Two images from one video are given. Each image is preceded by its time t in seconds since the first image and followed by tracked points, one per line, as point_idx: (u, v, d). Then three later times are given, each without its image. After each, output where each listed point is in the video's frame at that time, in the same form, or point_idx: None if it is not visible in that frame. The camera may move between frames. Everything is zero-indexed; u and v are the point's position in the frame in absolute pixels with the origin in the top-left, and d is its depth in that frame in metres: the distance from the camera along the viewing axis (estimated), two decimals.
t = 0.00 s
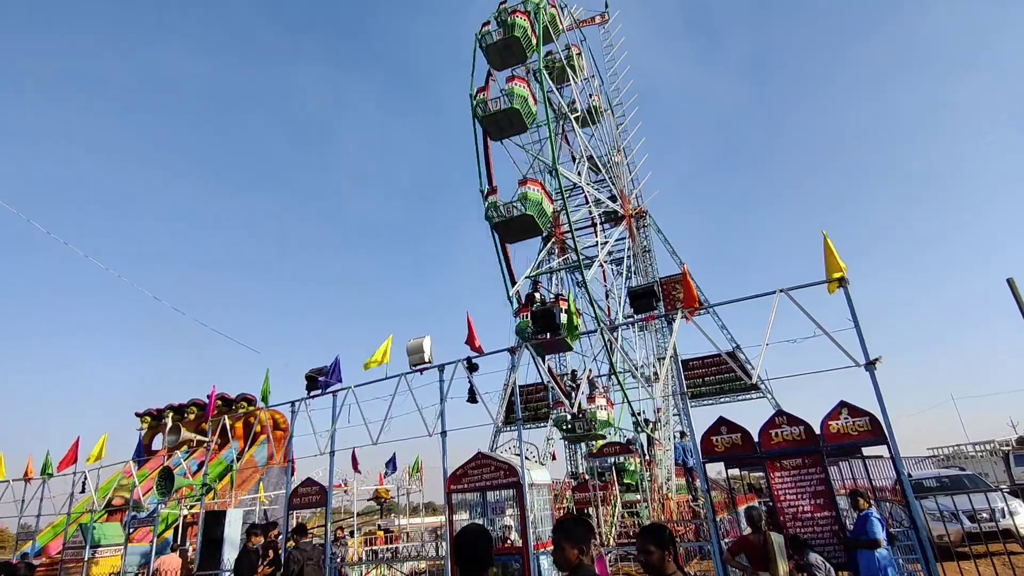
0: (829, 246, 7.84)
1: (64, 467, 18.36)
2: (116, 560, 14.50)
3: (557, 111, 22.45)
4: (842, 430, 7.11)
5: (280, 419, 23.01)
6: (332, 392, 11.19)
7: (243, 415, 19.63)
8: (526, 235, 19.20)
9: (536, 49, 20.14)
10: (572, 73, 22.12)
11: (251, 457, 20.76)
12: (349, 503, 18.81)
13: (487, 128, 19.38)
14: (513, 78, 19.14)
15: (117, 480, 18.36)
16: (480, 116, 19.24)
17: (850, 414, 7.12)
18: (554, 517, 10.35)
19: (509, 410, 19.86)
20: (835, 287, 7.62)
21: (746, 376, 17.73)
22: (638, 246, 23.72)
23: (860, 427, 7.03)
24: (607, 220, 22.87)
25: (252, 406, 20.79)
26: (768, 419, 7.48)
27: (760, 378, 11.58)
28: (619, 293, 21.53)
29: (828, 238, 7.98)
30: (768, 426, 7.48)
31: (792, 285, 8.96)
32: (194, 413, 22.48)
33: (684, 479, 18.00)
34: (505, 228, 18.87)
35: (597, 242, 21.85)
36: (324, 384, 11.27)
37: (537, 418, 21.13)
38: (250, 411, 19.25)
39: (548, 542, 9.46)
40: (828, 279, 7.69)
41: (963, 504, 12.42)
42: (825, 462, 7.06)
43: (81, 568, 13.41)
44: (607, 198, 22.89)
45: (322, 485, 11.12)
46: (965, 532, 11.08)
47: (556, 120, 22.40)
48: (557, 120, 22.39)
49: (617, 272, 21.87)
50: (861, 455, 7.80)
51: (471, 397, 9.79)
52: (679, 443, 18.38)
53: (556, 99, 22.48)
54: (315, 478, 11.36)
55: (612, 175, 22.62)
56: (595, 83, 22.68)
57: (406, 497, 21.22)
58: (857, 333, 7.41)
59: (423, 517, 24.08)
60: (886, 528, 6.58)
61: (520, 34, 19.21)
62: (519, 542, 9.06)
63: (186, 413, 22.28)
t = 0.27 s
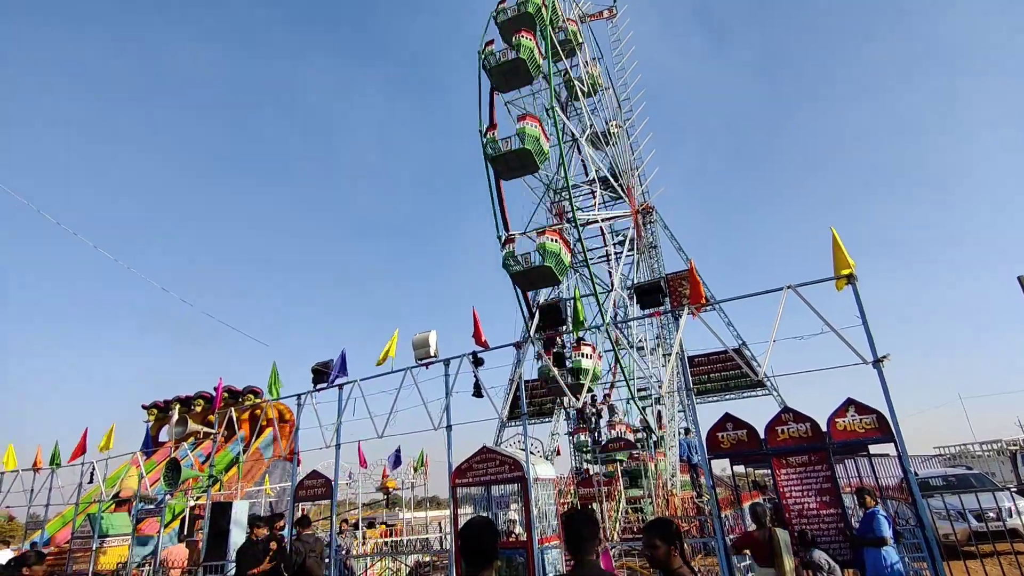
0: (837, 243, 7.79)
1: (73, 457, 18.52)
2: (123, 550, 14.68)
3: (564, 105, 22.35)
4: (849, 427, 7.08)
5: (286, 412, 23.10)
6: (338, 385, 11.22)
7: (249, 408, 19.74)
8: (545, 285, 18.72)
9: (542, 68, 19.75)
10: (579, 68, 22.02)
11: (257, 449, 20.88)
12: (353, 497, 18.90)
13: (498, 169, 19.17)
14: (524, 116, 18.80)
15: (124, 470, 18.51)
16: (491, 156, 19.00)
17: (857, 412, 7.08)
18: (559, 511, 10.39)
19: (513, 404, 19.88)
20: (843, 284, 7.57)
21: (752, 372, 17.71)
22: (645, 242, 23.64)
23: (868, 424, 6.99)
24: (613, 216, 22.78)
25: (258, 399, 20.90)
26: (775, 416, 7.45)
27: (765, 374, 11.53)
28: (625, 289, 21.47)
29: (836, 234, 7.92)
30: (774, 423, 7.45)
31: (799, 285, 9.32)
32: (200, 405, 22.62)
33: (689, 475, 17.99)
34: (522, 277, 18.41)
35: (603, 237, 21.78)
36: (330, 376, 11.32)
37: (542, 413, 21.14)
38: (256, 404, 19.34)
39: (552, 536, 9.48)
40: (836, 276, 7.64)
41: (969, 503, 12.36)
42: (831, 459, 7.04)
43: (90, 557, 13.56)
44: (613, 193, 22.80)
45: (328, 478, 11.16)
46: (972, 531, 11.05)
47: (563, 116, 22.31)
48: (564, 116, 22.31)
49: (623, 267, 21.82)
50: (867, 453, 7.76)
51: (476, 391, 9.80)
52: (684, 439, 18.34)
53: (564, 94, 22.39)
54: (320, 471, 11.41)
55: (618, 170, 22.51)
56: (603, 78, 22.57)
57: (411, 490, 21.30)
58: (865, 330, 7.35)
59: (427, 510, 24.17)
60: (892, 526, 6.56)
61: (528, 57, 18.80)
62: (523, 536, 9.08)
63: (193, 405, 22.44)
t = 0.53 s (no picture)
0: (847, 237, 7.74)
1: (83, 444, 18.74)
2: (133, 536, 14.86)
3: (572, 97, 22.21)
4: (857, 422, 7.05)
5: (293, 402, 23.25)
6: (345, 375, 11.29)
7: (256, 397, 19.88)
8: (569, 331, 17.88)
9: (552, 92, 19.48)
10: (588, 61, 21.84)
11: (264, 438, 21.05)
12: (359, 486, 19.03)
13: (512, 212, 18.96)
14: (540, 160, 18.53)
15: (133, 457, 18.72)
16: (506, 199, 18.83)
17: (865, 407, 7.06)
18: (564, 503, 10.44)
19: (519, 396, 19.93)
20: (852, 278, 7.53)
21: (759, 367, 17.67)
22: (652, 235, 23.55)
23: (875, 420, 6.97)
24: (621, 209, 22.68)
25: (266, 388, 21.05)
26: (782, 410, 7.43)
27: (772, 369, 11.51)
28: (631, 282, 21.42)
29: (846, 228, 7.87)
30: (781, 417, 7.43)
31: (807, 279, 9.33)
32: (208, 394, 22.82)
33: (694, 468, 18.00)
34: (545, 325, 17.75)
35: (611, 230, 21.71)
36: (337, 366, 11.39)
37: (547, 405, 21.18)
38: (264, 393, 19.49)
39: (557, 527, 9.53)
40: (846, 270, 7.59)
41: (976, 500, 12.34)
42: (838, 454, 7.02)
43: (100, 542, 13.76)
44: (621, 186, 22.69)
45: (334, 467, 11.24)
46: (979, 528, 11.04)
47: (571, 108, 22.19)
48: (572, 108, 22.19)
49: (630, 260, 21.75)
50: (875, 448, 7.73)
51: (482, 382, 9.82)
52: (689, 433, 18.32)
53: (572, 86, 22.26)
54: (327, 460, 11.49)
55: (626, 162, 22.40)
56: (612, 69, 22.45)
57: (417, 481, 21.44)
58: (875, 325, 7.31)
59: (432, 500, 24.32)
60: (898, 521, 6.54)
61: (538, 87, 18.59)
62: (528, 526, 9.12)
63: (201, 394, 22.64)
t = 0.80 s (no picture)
0: (857, 224, 7.67)
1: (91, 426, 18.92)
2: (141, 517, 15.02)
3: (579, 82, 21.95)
4: (863, 411, 7.04)
5: (299, 386, 23.36)
6: (351, 360, 11.31)
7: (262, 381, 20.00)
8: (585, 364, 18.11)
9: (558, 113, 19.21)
10: (597, 49, 21.66)
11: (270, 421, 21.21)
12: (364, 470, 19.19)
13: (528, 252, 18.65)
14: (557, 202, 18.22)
15: (141, 440, 18.91)
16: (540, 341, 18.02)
17: (871, 396, 7.04)
18: (568, 489, 10.52)
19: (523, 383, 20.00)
20: (861, 267, 7.47)
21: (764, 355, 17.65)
22: (658, 223, 23.44)
23: (881, 409, 6.96)
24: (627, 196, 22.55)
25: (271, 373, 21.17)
26: (787, 398, 7.42)
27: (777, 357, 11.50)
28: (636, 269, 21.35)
29: (856, 215, 7.80)
30: (787, 406, 7.42)
31: (817, 267, 8.56)
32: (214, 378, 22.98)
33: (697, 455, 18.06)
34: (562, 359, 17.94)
35: (617, 217, 21.60)
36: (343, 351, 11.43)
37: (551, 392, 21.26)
38: (268, 377, 19.61)
39: (561, 513, 9.60)
40: (855, 259, 7.54)
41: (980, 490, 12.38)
42: (844, 443, 7.02)
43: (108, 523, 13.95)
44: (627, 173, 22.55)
45: (340, 451, 11.32)
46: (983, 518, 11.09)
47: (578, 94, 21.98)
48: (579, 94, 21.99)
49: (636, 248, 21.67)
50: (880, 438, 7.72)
51: (487, 368, 9.84)
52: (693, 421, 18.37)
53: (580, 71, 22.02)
54: (332, 444, 11.57)
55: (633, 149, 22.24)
56: (620, 55, 22.23)
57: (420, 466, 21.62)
58: (883, 314, 7.27)
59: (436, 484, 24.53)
60: (902, 510, 6.57)
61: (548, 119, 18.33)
62: (532, 511, 9.20)
63: (207, 377, 22.81)
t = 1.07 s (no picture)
0: (863, 206, 7.62)
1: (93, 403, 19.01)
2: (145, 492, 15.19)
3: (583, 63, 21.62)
4: (864, 393, 7.06)
5: (300, 365, 23.43)
6: (353, 340, 11.31)
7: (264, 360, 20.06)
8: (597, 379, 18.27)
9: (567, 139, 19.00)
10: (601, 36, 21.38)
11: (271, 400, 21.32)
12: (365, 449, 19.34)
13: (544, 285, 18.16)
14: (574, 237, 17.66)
15: (143, 417, 19.01)
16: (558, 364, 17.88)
17: (873, 378, 7.05)
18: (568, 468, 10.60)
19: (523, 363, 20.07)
20: (866, 249, 7.44)
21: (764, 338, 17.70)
22: (660, 204, 23.31)
23: (883, 391, 6.98)
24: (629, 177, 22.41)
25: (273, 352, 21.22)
26: (789, 380, 7.43)
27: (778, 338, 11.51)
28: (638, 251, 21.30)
29: (862, 197, 7.74)
30: (788, 387, 7.44)
31: (819, 249, 8.38)
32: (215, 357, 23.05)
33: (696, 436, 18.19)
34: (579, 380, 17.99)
35: (619, 198, 21.48)
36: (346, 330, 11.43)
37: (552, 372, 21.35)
38: (269, 356, 19.66)
39: (561, 492, 9.68)
40: (860, 241, 7.50)
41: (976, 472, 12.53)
42: (844, 425, 7.05)
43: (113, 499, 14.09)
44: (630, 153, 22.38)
45: (342, 429, 11.38)
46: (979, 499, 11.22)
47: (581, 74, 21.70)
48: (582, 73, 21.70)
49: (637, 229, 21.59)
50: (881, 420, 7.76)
51: (489, 348, 9.84)
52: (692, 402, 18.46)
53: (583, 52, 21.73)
54: (334, 422, 11.62)
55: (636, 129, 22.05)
56: (624, 34, 21.94)
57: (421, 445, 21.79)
58: (887, 297, 7.25)
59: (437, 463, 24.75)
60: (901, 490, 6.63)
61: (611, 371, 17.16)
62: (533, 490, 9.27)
63: (208, 356, 22.87)
